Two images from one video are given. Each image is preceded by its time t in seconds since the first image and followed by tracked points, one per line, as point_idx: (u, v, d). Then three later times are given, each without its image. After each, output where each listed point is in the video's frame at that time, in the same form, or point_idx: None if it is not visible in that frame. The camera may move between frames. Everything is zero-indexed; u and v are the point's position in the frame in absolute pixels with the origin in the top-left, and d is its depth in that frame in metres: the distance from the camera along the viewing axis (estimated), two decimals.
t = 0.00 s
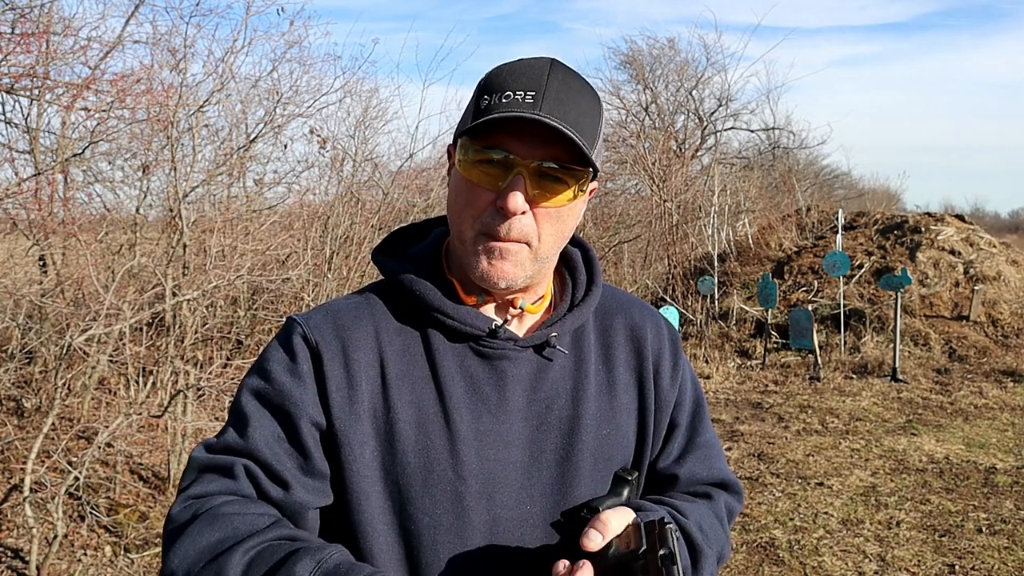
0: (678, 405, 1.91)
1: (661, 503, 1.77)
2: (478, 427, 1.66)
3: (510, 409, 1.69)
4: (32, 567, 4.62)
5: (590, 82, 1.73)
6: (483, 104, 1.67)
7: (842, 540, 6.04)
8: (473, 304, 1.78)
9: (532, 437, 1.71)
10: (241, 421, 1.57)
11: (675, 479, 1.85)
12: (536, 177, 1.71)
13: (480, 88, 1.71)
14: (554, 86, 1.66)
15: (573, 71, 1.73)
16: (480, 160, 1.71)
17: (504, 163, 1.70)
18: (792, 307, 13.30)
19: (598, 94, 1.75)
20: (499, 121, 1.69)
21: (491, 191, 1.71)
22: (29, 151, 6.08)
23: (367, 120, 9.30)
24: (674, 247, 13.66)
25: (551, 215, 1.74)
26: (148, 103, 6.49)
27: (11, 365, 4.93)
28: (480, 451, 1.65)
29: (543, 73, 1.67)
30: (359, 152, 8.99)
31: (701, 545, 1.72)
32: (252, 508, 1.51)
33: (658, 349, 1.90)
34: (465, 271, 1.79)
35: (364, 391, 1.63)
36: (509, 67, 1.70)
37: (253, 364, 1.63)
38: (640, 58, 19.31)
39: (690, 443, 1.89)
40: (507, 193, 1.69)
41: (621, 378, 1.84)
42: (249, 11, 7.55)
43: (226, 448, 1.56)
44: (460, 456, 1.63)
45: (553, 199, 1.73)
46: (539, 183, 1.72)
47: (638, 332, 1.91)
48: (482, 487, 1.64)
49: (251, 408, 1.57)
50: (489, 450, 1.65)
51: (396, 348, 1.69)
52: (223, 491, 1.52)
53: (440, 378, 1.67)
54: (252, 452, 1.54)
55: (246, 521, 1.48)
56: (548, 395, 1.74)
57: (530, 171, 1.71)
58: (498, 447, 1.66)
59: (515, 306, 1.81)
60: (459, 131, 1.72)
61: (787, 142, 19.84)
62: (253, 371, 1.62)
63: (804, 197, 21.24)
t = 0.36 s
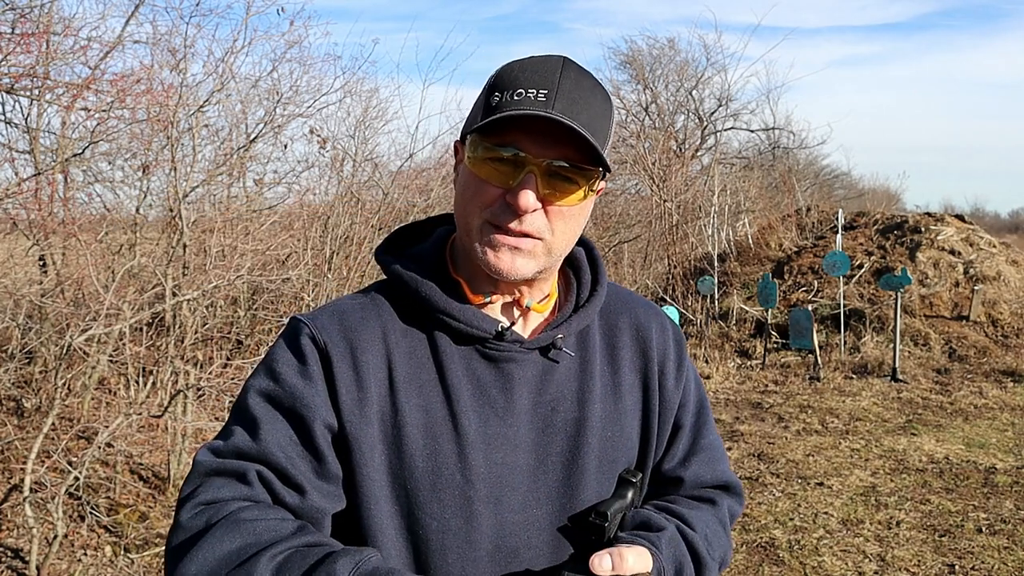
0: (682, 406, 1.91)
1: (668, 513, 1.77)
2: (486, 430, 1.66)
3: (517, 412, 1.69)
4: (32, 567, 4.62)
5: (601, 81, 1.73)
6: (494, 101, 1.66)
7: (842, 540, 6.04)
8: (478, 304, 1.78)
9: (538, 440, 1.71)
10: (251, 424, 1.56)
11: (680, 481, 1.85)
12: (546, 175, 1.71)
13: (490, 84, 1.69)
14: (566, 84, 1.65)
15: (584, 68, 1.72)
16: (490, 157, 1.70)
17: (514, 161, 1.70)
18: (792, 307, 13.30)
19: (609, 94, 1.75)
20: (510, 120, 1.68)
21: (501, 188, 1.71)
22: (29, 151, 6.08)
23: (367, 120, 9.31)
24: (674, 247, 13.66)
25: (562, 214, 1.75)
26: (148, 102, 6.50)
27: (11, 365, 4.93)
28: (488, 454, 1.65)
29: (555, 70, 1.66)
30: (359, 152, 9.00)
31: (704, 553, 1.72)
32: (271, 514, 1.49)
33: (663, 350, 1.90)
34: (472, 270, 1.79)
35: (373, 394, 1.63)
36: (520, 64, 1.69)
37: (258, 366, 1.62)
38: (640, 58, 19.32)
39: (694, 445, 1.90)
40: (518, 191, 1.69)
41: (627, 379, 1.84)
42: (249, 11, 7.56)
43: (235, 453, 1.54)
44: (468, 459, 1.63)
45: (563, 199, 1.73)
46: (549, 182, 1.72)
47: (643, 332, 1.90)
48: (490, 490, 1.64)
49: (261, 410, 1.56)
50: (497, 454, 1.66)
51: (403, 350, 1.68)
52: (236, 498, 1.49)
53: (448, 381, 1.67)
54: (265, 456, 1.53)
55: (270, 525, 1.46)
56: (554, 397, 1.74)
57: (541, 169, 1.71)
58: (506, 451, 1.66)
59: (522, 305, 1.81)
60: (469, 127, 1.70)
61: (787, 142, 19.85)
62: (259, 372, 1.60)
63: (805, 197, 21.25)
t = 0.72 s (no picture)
0: (679, 406, 1.91)
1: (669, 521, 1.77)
2: (482, 434, 1.66)
3: (513, 414, 1.70)
4: (32, 567, 4.62)
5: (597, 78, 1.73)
6: (490, 97, 1.65)
7: (842, 540, 6.05)
8: (473, 304, 1.79)
9: (535, 443, 1.71)
10: (248, 431, 1.56)
11: (677, 482, 1.84)
12: (543, 175, 1.71)
13: (484, 80, 1.68)
14: (562, 83, 1.64)
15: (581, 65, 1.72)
16: (486, 157, 1.70)
17: (510, 160, 1.70)
18: (792, 307, 13.30)
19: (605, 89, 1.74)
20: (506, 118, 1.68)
21: (497, 189, 1.71)
22: (29, 151, 6.09)
23: (367, 120, 9.31)
24: (674, 247, 13.66)
25: (559, 214, 1.75)
26: (148, 103, 6.49)
27: (11, 365, 4.94)
28: (484, 458, 1.65)
29: (551, 70, 1.65)
30: (359, 152, 9.01)
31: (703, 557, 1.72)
32: (277, 518, 1.51)
33: (660, 350, 1.90)
34: (467, 270, 1.79)
35: (367, 397, 1.63)
36: (515, 60, 1.68)
37: (252, 373, 1.62)
38: (640, 58, 19.33)
39: (691, 446, 1.89)
40: (515, 191, 1.69)
41: (623, 380, 1.84)
42: (249, 11, 7.58)
43: (234, 463, 1.55)
44: (464, 462, 1.63)
45: (561, 198, 1.74)
46: (546, 182, 1.72)
47: (640, 332, 1.90)
48: (486, 494, 1.65)
49: (257, 418, 1.56)
50: (493, 457, 1.66)
51: (397, 352, 1.68)
52: (240, 507, 1.51)
53: (442, 384, 1.67)
54: (265, 464, 1.54)
55: (279, 529, 1.49)
56: (550, 399, 1.74)
57: (538, 168, 1.71)
58: (502, 454, 1.67)
59: (517, 306, 1.82)
60: (464, 125, 1.70)
61: (787, 142, 19.86)
62: (253, 378, 1.61)
63: (805, 197, 21.25)
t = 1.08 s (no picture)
0: (671, 410, 1.90)
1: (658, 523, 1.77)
2: (468, 436, 1.66)
3: (500, 416, 1.69)
4: (32, 567, 4.62)
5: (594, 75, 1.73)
6: (485, 92, 1.64)
7: (842, 540, 6.05)
8: (460, 304, 1.79)
9: (523, 446, 1.71)
10: (227, 437, 1.57)
11: (668, 488, 1.85)
12: (538, 171, 1.72)
13: (480, 74, 1.68)
14: (560, 78, 1.65)
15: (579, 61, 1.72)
16: (480, 152, 1.70)
17: (504, 157, 1.70)
18: (792, 307, 13.30)
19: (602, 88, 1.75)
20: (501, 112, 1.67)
21: (491, 185, 1.70)
22: (29, 151, 6.09)
23: (367, 120, 9.32)
24: (674, 247, 13.66)
25: (553, 212, 1.75)
26: (148, 103, 6.49)
27: (11, 365, 4.94)
28: (470, 461, 1.65)
29: (549, 64, 1.66)
30: (359, 152, 9.03)
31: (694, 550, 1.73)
32: (259, 521, 1.52)
33: (651, 352, 1.89)
34: (455, 269, 1.80)
35: (349, 399, 1.62)
36: (512, 54, 1.68)
37: (230, 376, 1.61)
38: (640, 58, 19.32)
39: (683, 451, 1.89)
40: (509, 187, 1.69)
41: (613, 383, 1.84)
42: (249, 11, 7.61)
43: (213, 470, 1.55)
44: (450, 465, 1.63)
45: (555, 197, 1.74)
46: (541, 180, 1.72)
47: (631, 334, 1.90)
48: (473, 498, 1.64)
49: (235, 423, 1.57)
50: (479, 460, 1.66)
51: (381, 352, 1.68)
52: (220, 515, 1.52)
53: (428, 385, 1.67)
54: (244, 468, 1.54)
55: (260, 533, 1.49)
56: (539, 401, 1.74)
57: (533, 165, 1.71)
58: (489, 457, 1.67)
59: (505, 306, 1.82)
60: (458, 119, 1.69)
61: (787, 142, 19.86)
62: (232, 381, 1.60)
63: (805, 197, 21.26)
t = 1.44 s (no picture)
0: (655, 416, 1.89)
1: (641, 529, 1.71)
2: (440, 445, 1.63)
3: (474, 423, 1.66)
4: (32, 567, 4.61)
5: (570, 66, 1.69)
6: (455, 85, 1.61)
7: (842, 540, 6.05)
8: (432, 306, 1.77)
9: (499, 455, 1.68)
10: (193, 424, 1.51)
11: (654, 496, 1.81)
12: (512, 168, 1.69)
13: (450, 67, 1.64)
14: (532, 72, 1.61)
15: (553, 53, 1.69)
16: (450, 149, 1.67)
17: (476, 153, 1.67)
18: (792, 307, 13.29)
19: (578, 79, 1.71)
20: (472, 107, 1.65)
21: (463, 184, 1.68)
22: (29, 151, 6.09)
23: (367, 121, 9.34)
24: (674, 247, 13.66)
25: (529, 210, 1.72)
26: (148, 103, 6.47)
27: (11, 365, 4.94)
28: (442, 472, 1.61)
29: (521, 58, 1.62)
30: (359, 152, 9.03)
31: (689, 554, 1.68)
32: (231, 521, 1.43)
33: (634, 356, 1.88)
34: (427, 271, 1.78)
35: (317, 402, 1.60)
36: (482, 47, 1.64)
37: (196, 369, 1.58)
38: (640, 58, 19.32)
39: (669, 458, 1.86)
40: (481, 184, 1.66)
41: (595, 388, 1.82)
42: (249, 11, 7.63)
43: (178, 458, 1.47)
44: (421, 474, 1.59)
45: (530, 195, 1.71)
46: (515, 177, 1.69)
47: (613, 337, 1.89)
48: (444, 509, 1.61)
49: (203, 411, 1.51)
50: (451, 470, 1.62)
51: (350, 356, 1.65)
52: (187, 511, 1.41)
53: (398, 390, 1.64)
54: (216, 458, 1.48)
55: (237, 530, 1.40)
56: (515, 408, 1.71)
57: (506, 161, 1.68)
58: (463, 466, 1.63)
59: (482, 309, 1.80)
60: (428, 115, 1.67)
61: (787, 142, 19.87)
62: (198, 372, 1.57)
63: (805, 197, 21.27)
